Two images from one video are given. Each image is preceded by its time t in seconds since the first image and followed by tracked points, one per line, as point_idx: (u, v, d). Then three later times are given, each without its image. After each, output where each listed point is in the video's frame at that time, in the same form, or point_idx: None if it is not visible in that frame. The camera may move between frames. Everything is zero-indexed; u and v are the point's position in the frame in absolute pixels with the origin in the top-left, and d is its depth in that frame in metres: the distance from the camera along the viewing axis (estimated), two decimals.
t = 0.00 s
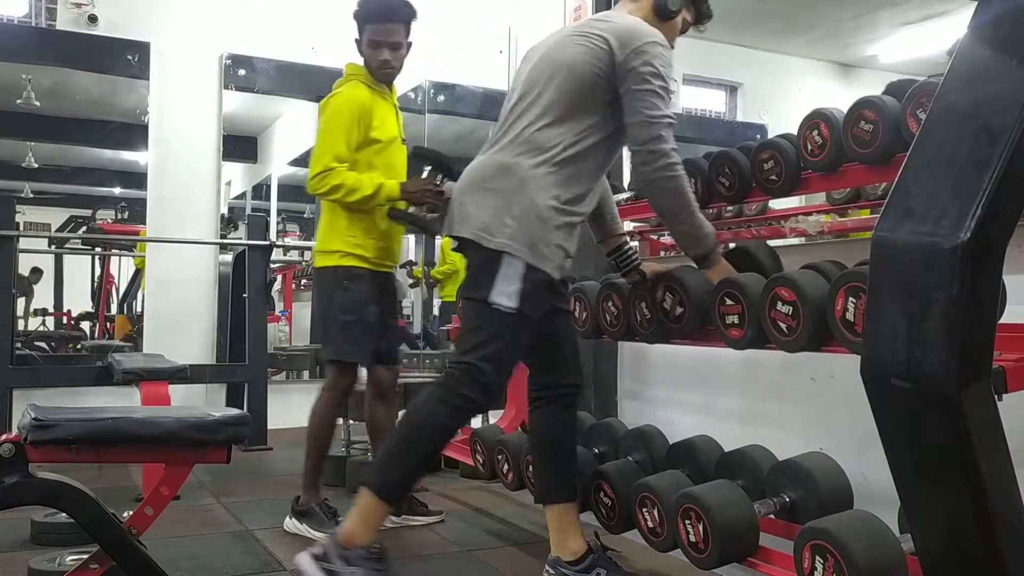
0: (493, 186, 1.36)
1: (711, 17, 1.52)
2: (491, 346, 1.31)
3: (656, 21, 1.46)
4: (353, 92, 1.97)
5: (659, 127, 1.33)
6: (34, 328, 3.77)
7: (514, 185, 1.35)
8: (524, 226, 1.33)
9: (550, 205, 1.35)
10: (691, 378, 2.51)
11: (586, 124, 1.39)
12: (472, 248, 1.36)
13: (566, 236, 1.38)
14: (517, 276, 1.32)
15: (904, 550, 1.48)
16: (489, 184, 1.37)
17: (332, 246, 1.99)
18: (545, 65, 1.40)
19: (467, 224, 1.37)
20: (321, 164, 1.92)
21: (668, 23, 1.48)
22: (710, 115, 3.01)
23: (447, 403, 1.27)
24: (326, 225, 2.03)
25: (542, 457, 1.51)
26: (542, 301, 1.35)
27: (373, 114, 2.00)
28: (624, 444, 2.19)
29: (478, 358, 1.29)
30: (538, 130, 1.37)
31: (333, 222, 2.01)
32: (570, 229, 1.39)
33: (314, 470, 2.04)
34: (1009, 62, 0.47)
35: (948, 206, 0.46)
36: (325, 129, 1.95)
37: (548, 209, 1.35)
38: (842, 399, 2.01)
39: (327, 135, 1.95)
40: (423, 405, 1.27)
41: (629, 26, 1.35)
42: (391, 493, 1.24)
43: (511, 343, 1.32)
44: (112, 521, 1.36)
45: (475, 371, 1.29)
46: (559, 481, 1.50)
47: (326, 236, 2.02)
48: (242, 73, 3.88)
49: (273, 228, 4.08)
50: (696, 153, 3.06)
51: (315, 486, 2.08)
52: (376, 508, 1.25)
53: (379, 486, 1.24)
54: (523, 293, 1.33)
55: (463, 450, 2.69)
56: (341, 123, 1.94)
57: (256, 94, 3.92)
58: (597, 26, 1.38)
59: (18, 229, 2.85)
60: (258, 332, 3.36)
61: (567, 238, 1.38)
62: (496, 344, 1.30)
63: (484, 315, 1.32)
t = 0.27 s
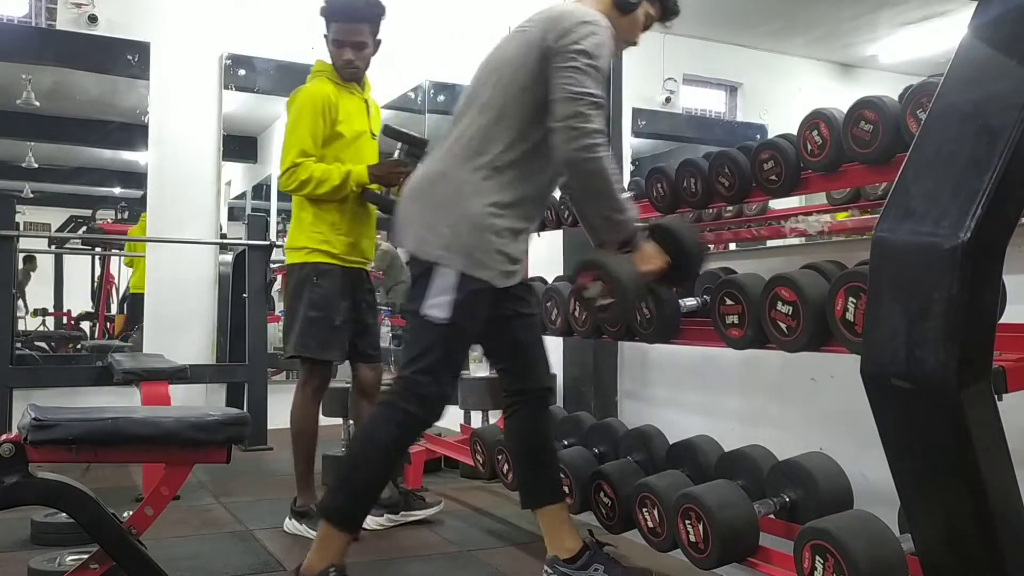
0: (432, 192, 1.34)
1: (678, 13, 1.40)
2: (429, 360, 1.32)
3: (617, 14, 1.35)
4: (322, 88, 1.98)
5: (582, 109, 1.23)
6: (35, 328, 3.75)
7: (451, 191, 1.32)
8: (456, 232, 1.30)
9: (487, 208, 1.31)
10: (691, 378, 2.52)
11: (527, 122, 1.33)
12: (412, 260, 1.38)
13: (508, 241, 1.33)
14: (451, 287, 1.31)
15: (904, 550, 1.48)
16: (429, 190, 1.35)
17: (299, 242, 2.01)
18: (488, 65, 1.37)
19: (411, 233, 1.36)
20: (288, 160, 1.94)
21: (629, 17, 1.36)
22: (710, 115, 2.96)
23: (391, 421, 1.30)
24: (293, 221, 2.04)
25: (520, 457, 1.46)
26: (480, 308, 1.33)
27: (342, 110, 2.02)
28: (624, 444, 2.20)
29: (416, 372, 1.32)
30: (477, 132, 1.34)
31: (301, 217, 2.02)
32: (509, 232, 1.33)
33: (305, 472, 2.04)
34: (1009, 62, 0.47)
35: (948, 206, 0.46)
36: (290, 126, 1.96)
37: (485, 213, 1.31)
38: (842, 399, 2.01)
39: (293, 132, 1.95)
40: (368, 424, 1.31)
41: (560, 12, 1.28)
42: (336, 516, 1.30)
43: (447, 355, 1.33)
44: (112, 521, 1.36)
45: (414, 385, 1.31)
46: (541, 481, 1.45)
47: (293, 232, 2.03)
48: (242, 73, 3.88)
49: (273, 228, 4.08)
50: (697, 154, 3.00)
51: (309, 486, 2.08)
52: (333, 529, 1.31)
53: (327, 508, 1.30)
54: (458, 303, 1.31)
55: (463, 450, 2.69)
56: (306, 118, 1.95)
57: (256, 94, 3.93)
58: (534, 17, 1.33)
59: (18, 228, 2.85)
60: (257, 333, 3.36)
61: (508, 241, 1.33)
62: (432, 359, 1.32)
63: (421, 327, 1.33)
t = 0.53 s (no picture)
0: (373, 179, 1.38)
1: (657, 15, 1.39)
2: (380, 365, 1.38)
3: (592, 18, 1.35)
4: (294, 89, 1.97)
5: (511, 113, 1.21)
6: (35, 328, 3.68)
7: (390, 181, 1.36)
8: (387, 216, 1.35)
9: (419, 196, 1.34)
10: (691, 378, 2.51)
11: (471, 122, 1.35)
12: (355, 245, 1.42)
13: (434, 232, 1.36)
14: (389, 278, 1.35)
15: (904, 550, 1.48)
16: (371, 178, 1.39)
17: (279, 245, 2.04)
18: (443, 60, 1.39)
19: (351, 218, 1.40)
20: (261, 161, 1.94)
21: (604, 21, 1.36)
22: (711, 114, 2.98)
23: (349, 422, 1.35)
24: (274, 223, 2.07)
25: (482, 455, 1.41)
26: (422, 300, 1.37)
27: (317, 111, 2.02)
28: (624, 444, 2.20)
29: (366, 370, 1.37)
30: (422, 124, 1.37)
31: (280, 220, 2.04)
32: (440, 228, 1.37)
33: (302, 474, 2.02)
34: (1009, 61, 0.47)
35: (948, 206, 0.46)
36: (268, 126, 1.96)
37: (420, 208, 1.35)
38: (842, 399, 2.01)
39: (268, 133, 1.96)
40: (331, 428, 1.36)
41: (510, 10, 1.29)
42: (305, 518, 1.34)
43: (394, 350, 1.38)
44: (112, 520, 1.36)
45: (364, 383, 1.37)
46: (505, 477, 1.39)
47: (275, 234, 2.05)
48: (242, 73, 3.87)
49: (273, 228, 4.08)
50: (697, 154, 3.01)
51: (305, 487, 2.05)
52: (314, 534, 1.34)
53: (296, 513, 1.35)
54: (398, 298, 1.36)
55: (463, 450, 2.70)
56: (280, 120, 1.95)
57: (256, 94, 3.90)
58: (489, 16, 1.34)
59: (18, 228, 2.85)
60: (257, 333, 3.36)
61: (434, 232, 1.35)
62: (377, 356, 1.38)
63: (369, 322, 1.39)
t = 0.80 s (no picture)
0: (383, 182, 1.39)
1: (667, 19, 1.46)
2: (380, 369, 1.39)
3: (603, 27, 1.41)
4: (292, 86, 1.98)
5: (505, 107, 1.24)
6: (34, 329, 3.60)
7: (399, 183, 1.37)
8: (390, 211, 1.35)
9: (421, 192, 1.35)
10: (691, 377, 2.52)
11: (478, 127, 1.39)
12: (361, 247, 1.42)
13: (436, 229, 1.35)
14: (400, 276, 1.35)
15: (904, 550, 1.48)
16: (381, 181, 1.39)
17: (272, 243, 2.03)
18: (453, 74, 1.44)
19: (361, 223, 1.40)
20: (258, 157, 1.94)
21: (615, 29, 1.42)
22: (711, 114, 2.95)
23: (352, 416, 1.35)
24: (267, 222, 2.06)
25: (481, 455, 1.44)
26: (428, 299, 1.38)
27: (313, 110, 2.03)
28: (624, 444, 2.20)
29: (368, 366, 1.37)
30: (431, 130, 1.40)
31: (275, 219, 2.04)
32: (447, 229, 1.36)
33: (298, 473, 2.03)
34: (1009, 61, 0.47)
35: (948, 206, 0.46)
36: (265, 122, 1.96)
37: (430, 210, 1.35)
38: (842, 399, 2.01)
39: (265, 129, 1.96)
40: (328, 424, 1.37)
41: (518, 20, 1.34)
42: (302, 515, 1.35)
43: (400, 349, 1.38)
44: (112, 520, 1.36)
45: (368, 377, 1.36)
46: (503, 478, 1.44)
47: (268, 233, 2.05)
48: (241, 73, 3.87)
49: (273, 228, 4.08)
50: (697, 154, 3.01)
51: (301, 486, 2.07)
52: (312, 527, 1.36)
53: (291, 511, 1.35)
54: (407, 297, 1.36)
55: (463, 449, 2.70)
56: (278, 117, 1.96)
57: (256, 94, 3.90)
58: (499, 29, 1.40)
59: (18, 228, 2.85)
60: (257, 332, 3.36)
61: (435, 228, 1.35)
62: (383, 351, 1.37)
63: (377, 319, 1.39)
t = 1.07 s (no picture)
0: (400, 185, 1.41)
1: None
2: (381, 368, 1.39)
3: (603, 13, 1.43)
4: (298, 89, 2.02)
5: (512, 103, 1.25)
6: (34, 328, 3.56)
7: (416, 185, 1.39)
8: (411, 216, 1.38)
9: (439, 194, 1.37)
10: (691, 377, 2.52)
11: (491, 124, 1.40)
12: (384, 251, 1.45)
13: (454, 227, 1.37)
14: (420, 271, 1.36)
15: (904, 550, 1.48)
16: (398, 184, 1.42)
17: (272, 244, 2.03)
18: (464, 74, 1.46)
19: (382, 227, 1.43)
20: (268, 160, 1.96)
21: (614, 15, 1.44)
22: (711, 115, 2.97)
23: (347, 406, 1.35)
24: (266, 223, 2.06)
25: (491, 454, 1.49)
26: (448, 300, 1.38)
27: (316, 115, 2.07)
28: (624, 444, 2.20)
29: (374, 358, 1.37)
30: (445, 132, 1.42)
31: (274, 221, 2.05)
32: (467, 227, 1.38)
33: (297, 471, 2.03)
34: (1009, 62, 0.47)
35: (947, 207, 0.46)
36: (273, 125, 1.98)
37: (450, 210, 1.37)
38: (842, 399, 2.01)
39: (274, 133, 1.98)
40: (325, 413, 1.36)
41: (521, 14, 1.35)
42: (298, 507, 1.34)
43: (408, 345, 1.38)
44: (112, 520, 1.36)
45: (374, 370, 1.36)
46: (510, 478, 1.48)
47: (267, 235, 2.05)
48: (241, 73, 3.86)
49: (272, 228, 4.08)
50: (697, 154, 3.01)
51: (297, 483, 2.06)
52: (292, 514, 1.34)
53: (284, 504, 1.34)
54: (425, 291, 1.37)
55: (463, 449, 2.70)
56: (286, 121, 1.98)
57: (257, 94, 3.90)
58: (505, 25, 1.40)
59: (18, 228, 2.85)
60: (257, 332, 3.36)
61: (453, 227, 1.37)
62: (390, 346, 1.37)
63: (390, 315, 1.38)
